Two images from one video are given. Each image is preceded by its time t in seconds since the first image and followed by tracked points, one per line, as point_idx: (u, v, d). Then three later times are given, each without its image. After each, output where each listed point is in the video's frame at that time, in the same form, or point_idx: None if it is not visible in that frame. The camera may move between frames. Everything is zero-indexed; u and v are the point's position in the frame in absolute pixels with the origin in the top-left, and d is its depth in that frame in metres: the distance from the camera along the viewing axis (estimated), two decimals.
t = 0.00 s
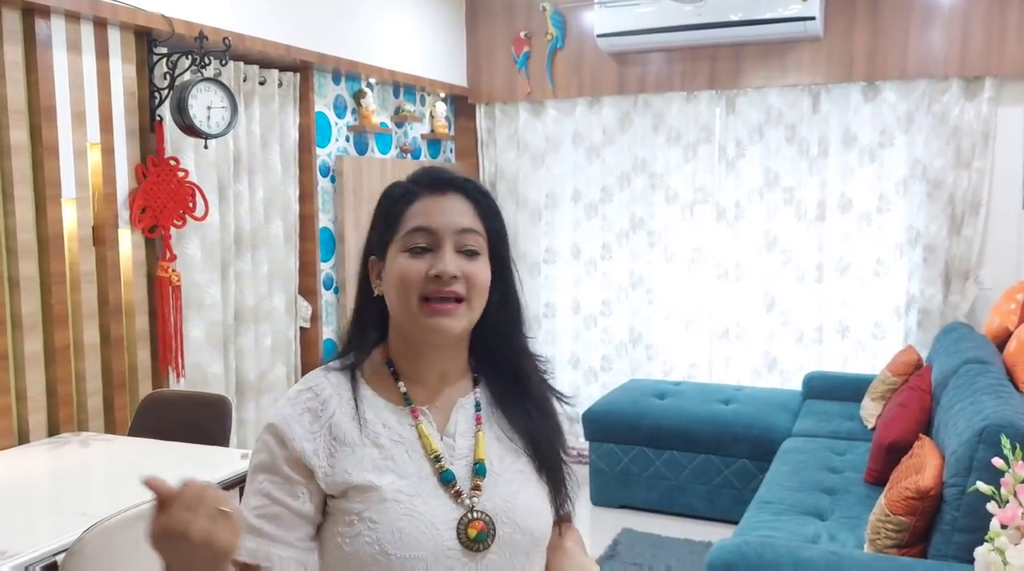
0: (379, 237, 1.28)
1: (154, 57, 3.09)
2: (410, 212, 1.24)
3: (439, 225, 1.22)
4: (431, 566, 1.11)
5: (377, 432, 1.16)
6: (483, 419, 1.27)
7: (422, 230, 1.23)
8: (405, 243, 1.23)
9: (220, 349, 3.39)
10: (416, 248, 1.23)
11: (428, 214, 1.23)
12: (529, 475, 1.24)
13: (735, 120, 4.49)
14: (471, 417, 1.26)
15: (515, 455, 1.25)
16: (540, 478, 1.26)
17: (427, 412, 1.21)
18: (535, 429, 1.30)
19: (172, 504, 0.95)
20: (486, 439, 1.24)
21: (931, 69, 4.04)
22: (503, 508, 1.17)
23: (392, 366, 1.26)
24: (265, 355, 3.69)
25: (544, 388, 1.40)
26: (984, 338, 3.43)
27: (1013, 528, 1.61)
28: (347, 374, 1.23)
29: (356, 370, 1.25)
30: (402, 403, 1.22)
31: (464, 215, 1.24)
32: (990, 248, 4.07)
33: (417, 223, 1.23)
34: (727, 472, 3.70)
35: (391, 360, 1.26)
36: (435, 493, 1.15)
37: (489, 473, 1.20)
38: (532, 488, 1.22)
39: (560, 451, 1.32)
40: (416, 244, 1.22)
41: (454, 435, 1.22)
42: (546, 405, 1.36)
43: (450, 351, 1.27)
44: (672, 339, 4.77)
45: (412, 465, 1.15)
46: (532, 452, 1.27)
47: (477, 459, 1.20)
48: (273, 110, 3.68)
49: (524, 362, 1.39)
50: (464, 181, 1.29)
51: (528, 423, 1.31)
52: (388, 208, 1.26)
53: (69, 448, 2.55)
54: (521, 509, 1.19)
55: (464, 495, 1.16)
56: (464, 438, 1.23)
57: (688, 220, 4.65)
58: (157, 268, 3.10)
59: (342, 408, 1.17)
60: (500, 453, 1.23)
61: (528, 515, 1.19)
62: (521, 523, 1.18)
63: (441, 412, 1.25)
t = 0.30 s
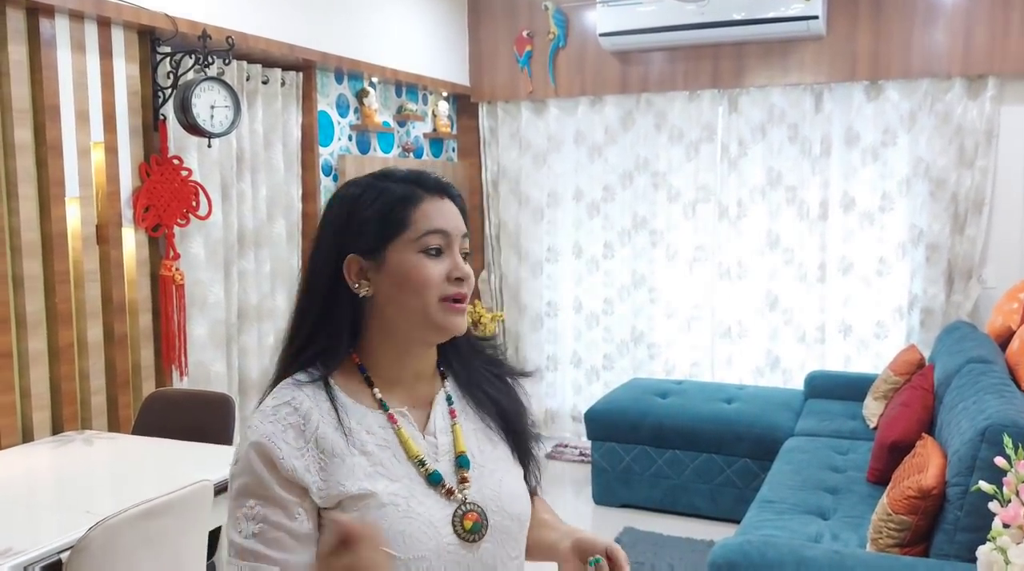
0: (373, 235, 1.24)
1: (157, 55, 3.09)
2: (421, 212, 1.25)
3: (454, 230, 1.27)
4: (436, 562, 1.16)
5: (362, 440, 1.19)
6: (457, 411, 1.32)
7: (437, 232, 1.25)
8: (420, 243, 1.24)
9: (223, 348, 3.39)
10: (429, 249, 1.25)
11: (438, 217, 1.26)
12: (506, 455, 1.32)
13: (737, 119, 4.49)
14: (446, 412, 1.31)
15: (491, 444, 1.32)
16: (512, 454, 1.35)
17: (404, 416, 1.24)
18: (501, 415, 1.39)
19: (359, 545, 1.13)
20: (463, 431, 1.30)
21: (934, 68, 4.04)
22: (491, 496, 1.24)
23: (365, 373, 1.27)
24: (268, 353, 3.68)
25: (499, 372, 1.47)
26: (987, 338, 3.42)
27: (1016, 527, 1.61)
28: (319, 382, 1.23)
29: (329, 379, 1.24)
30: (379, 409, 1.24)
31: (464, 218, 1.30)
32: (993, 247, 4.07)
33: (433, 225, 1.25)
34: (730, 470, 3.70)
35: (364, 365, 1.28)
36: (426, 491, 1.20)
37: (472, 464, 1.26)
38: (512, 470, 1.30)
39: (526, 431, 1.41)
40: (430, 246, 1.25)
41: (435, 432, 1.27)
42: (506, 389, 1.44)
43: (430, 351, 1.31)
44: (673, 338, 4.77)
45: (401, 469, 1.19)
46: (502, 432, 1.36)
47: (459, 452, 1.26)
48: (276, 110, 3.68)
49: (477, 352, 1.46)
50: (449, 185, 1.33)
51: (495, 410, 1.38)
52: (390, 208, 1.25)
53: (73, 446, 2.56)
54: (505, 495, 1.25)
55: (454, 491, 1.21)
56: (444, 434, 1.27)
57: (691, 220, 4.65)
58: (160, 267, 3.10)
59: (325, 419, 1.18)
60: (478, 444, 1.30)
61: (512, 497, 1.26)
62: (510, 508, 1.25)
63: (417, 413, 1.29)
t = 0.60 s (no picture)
0: (390, 237, 1.21)
1: (166, 55, 3.11)
2: (440, 217, 1.24)
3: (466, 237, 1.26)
4: (442, 560, 1.15)
5: (364, 445, 1.16)
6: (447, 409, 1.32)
7: (453, 239, 1.25)
8: (439, 249, 1.23)
9: (231, 346, 3.41)
10: (446, 255, 1.24)
11: (453, 223, 1.25)
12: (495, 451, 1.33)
13: (745, 118, 4.49)
14: (437, 411, 1.30)
15: (483, 441, 1.32)
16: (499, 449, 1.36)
17: (399, 420, 1.22)
18: (485, 410, 1.41)
19: None
20: (456, 430, 1.30)
21: (942, 67, 4.02)
22: (487, 492, 1.24)
23: (359, 376, 1.24)
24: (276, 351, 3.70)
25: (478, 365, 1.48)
26: (996, 337, 3.40)
27: None
28: (316, 387, 1.19)
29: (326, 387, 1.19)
30: (375, 412, 1.21)
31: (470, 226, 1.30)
32: (1002, 246, 4.06)
33: (452, 231, 1.24)
34: (737, 470, 3.70)
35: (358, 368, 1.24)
36: (427, 492, 1.18)
37: (467, 461, 1.26)
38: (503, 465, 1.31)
39: (508, 424, 1.44)
40: (447, 252, 1.24)
41: (430, 432, 1.25)
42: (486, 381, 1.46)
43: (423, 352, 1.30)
44: (680, 337, 4.77)
45: (402, 471, 1.18)
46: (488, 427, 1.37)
47: (454, 450, 1.25)
48: (284, 109, 3.70)
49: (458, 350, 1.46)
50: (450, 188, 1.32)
51: (479, 406, 1.40)
52: (409, 212, 1.22)
53: (82, 443, 2.57)
54: (500, 489, 1.26)
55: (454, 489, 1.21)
56: (438, 433, 1.26)
57: (698, 219, 4.65)
58: (169, 265, 3.12)
59: (326, 425, 1.15)
60: (469, 441, 1.30)
61: (506, 491, 1.27)
62: (508, 502, 1.26)
63: (409, 414, 1.26)
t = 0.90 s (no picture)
0: (392, 239, 1.21)
1: (177, 56, 3.13)
2: (439, 220, 1.25)
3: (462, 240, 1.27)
4: (440, 559, 1.16)
5: (361, 444, 1.17)
6: (444, 410, 1.31)
7: (451, 243, 1.26)
8: (436, 252, 1.24)
9: (241, 345, 3.43)
10: (443, 259, 1.25)
11: (449, 227, 1.26)
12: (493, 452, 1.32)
13: (754, 118, 4.48)
14: (433, 412, 1.29)
15: (479, 440, 1.32)
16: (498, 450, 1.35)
17: (395, 419, 1.23)
18: (482, 411, 1.38)
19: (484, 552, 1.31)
20: (452, 429, 1.29)
21: (953, 67, 4.01)
22: (482, 490, 1.24)
23: (356, 377, 1.25)
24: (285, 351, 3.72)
25: (476, 366, 1.47)
26: (1006, 338, 3.39)
27: None
28: (312, 388, 1.20)
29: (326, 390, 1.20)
30: (370, 412, 1.22)
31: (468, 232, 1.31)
32: (1013, 247, 4.04)
33: (450, 236, 1.25)
34: (745, 471, 3.69)
35: (355, 369, 1.25)
36: (424, 491, 1.18)
37: (464, 460, 1.26)
38: (500, 466, 1.30)
39: (508, 423, 1.41)
40: (444, 256, 1.25)
41: (427, 431, 1.25)
42: (484, 381, 1.44)
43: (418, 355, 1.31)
44: (688, 337, 4.76)
45: (399, 471, 1.18)
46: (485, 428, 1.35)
47: (450, 449, 1.25)
48: (294, 110, 3.72)
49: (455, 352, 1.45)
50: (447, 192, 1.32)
51: (475, 406, 1.38)
52: (406, 218, 1.22)
53: (94, 442, 2.60)
54: (495, 486, 1.26)
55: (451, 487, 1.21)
56: (434, 433, 1.26)
57: (707, 219, 4.64)
58: (180, 265, 3.14)
59: (322, 425, 1.15)
60: (466, 441, 1.29)
61: (503, 490, 1.27)
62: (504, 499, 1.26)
63: (405, 414, 1.27)
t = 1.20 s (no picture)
0: (359, 242, 1.22)
1: (180, 56, 3.13)
2: (404, 221, 1.22)
3: (436, 240, 1.23)
4: (418, 560, 1.15)
5: (343, 442, 1.17)
6: (441, 414, 1.30)
7: (419, 243, 1.22)
8: (400, 254, 1.21)
9: (242, 344, 3.44)
10: (411, 261, 1.22)
11: (421, 227, 1.22)
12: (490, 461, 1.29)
13: (756, 118, 4.48)
14: (428, 415, 1.29)
15: (476, 444, 1.30)
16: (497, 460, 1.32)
17: (385, 417, 1.23)
18: (486, 419, 1.36)
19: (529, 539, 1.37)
20: (447, 434, 1.28)
21: (955, 67, 4.01)
22: (473, 495, 1.22)
23: (349, 376, 1.25)
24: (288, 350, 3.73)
25: (489, 375, 1.44)
26: (1008, 339, 3.39)
27: None
28: (302, 386, 1.21)
29: (314, 387, 1.21)
30: (360, 410, 1.22)
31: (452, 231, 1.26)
32: (1015, 247, 4.04)
33: (416, 236, 1.22)
34: (746, 471, 3.70)
35: (348, 368, 1.26)
36: (408, 492, 1.18)
37: (456, 465, 1.24)
38: (496, 473, 1.28)
39: (513, 435, 1.37)
40: (410, 257, 1.22)
41: (418, 433, 1.25)
42: (494, 392, 1.42)
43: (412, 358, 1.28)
44: (690, 337, 4.76)
45: (382, 470, 1.17)
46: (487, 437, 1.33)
47: (442, 453, 1.24)
48: (296, 110, 3.72)
49: (466, 358, 1.43)
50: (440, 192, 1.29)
51: (480, 414, 1.35)
52: (374, 216, 1.22)
53: (97, 441, 2.60)
54: (489, 492, 1.24)
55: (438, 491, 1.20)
56: (426, 435, 1.25)
57: (709, 219, 4.64)
58: (183, 265, 3.15)
59: (306, 421, 1.16)
60: (461, 445, 1.28)
61: (495, 497, 1.24)
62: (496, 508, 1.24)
63: (397, 414, 1.26)
